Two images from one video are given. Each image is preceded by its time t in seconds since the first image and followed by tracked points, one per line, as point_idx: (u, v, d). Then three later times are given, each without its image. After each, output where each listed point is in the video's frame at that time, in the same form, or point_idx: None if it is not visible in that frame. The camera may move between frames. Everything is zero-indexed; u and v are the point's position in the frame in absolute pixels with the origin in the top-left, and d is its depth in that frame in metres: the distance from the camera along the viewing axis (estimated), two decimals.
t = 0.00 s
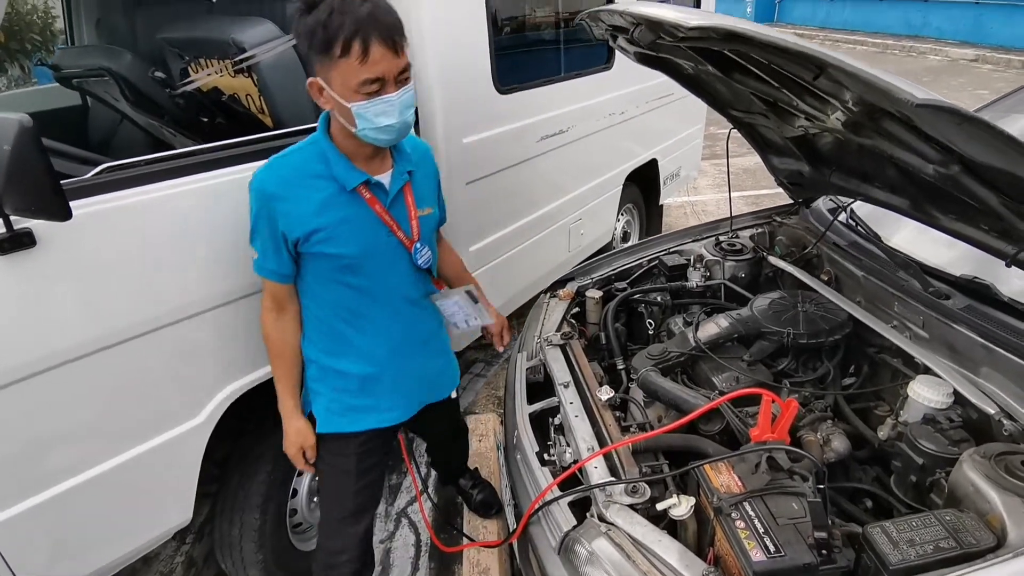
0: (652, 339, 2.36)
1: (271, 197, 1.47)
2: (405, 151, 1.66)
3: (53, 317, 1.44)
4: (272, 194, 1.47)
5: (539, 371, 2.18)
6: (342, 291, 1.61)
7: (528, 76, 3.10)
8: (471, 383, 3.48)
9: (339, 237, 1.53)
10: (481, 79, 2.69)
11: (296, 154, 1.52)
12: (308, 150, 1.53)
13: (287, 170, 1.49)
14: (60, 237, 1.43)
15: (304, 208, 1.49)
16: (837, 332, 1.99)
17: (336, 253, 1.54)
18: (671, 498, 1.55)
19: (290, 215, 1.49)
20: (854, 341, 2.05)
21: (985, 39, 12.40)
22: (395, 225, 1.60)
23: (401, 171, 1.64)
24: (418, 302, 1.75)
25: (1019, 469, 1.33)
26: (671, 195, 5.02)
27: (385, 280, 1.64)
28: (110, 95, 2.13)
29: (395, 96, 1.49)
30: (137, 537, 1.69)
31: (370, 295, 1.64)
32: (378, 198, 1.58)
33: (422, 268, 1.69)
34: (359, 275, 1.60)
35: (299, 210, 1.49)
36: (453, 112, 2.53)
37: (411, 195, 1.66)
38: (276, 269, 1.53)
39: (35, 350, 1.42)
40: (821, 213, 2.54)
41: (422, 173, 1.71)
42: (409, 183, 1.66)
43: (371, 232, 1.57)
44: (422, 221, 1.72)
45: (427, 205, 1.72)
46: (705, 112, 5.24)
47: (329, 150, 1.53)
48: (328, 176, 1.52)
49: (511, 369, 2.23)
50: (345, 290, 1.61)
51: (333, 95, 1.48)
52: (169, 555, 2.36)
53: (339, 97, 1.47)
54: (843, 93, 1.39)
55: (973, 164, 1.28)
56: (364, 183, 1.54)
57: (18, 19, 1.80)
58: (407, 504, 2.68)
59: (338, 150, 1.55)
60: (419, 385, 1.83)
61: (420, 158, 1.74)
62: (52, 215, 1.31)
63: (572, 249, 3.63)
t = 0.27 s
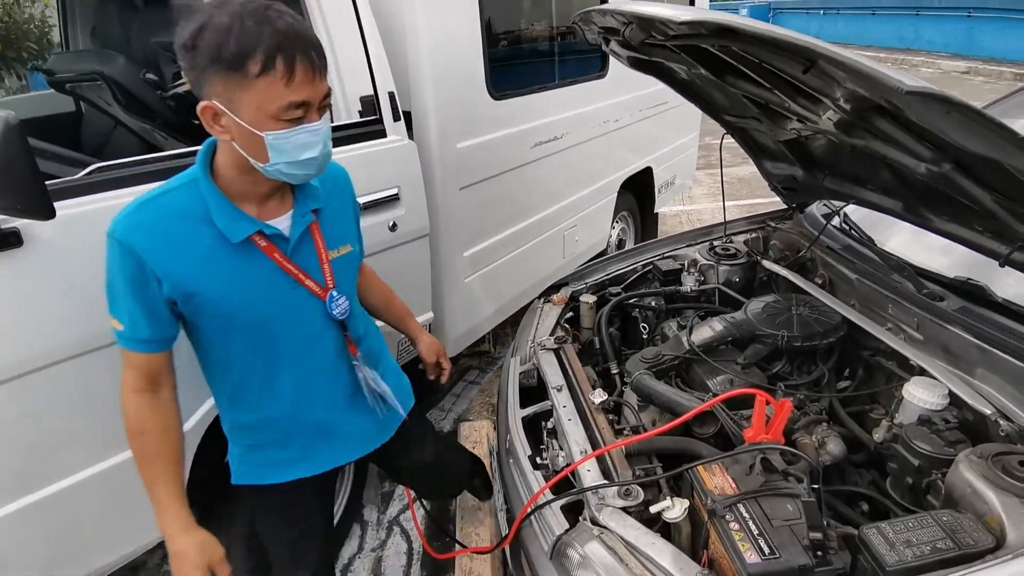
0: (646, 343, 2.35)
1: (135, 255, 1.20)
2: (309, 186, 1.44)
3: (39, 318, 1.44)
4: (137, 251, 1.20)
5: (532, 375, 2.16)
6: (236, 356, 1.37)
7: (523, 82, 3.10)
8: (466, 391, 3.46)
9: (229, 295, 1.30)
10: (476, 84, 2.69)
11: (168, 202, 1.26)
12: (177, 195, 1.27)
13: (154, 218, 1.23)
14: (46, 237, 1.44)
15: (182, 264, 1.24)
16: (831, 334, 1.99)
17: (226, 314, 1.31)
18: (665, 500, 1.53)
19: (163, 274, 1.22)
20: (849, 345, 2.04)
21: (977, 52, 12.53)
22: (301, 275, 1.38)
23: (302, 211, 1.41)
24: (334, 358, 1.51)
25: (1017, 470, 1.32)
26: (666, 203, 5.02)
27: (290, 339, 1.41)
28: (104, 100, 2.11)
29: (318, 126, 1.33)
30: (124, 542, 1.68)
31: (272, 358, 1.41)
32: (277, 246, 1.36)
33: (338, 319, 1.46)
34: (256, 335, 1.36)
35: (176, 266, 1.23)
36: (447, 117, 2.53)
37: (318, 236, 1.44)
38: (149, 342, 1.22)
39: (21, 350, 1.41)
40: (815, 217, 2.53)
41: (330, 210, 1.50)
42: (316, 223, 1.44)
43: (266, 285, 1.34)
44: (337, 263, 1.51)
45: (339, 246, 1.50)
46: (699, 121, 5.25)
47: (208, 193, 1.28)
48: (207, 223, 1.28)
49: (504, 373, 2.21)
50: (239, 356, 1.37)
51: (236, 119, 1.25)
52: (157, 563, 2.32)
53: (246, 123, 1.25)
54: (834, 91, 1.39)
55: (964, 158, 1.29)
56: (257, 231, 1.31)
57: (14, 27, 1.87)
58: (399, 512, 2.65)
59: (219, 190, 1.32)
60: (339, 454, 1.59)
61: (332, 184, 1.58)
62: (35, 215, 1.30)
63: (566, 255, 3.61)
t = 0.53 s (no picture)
0: (633, 333, 2.33)
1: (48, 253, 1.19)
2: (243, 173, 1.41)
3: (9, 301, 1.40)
4: (48, 250, 1.18)
5: (518, 365, 2.13)
6: (164, 353, 1.35)
7: (511, 72, 3.07)
8: (452, 384, 3.43)
9: (152, 289, 1.27)
10: (462, 72, 2.66)
11: (86, 198, 1.24)
12: (94, 187, 1.26)
13: (69, 215, 1.22)
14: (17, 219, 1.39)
15: (98, 259, 1.22)
16: (818, 322, 1.98)
17: (147, 310, 1.28)
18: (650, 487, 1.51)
19: (76, 271, 1.20)
20: (836, 334, 2.03)
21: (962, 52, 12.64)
22: (234, 267, 1.35)
23: (235, 199, 1.38)
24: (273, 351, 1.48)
25: (1006, 454, 1.30)
26: (655, 198, 5.01)
27: (221, 333, 1.38)
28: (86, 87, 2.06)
29: (243, 118, 1.28)
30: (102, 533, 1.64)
31: (203, 355, 1.39)
32: (206, 238, 1.33)
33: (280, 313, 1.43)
34: (184, 331, 1.34)
35: (90, 262, 1.21)
36: (432, 104, 2.49)
37: (255, 223, 1.41)
38: (63, 346, 1.20)
39: None
40: (802, 208, 2.52)
41: (269, 199, 1.47)
42: (252, 213, 1.40)
43: (192, 278, 1.31)
44: (279, 254, 1.47)
45: (280, 235, 1.47)
46: (688, 116, 5.25)
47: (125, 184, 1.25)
48: (126, 217, 1.26)
49: (490, 363, 2.18)
50: (168, 353, 1.35)
51: (149, 100, 1.19)
52: (133, 557, 2.31)
53: (161, 108, 1.20)
54: (820, 70, 1.37)
55: (949, 136, 1.29)
56: (180, 222, 1.29)
57: (10, 24, 1.85)
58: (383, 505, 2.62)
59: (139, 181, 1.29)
60: (284, 451, 1.56)
61: (277, 169, 1.54)
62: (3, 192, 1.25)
63: (554, 248, 3.59)
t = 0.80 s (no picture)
0: (610, 305, 2.32)
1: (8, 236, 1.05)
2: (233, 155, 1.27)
3: None
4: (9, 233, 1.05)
5: (494, 337, 2.11)
6: (140, 355, 1.20)
7: (490, 40, 3.01)
8: (430, 357, 3.41)
9: (125, 283, 1.12)
10: (440, 38, 2.58)
11: (50, 177, 1.09)
12: (62, 164, 1.10)
13: (31, 194, 1.07)
14: None
15: (64, 246, 1.08)
16: (792, 296, 1.98)
17: (122, 305, 1.13)
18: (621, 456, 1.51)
19: (39, 259, 1.06)
20: (810, 307, 2.04)
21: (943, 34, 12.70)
22: (221, 261, 1.21)
23: (224, 184, 1.23)
24: (261, 353, 1.33)
25: (972, 424, 1.32)
26: (636, 173, 4.99)
27: (203, 333, 1.23)
28: (56, 51, 2.01)
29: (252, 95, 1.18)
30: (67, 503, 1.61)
31: (185, 358, 1.23)
32: (193, 229, 1.19)
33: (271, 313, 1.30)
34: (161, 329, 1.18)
35: (53, 248, 1.07)
36: (409, 71, 2.42)
37: (245, 213, 1.26)
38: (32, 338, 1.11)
39: None
40: (780, 182, 2.52)
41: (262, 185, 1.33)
42: (243, 200, 1.26)
43: (172, 271, 1.16)
44: (271, 248, 1.33)
45: (271, 226, 1.33)
46: (670, 91, 5.21)
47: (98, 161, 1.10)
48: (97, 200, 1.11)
49: (465, 334, 2.16)
50: (143, 355, 1.20)
51: (153, 71, 1.07)
52: (104, 528, 2.28)
53: (167, 78, 1.08)
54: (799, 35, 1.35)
55: (929, 101, 1.28)
56: (164, 210, 1.14)
57: None
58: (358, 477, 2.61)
59: (116, 160, 1.14)
60: (269, 456, 1.38)
61: (268, 151, 1.39)
62: None
63: (534, 222, 3.57)
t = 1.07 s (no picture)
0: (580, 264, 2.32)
1: (29, 186, 0.88)
2: (313, 149, 1.12)
3: None
4: (29, 181, 0.88)
5: (464, 295, 2.10)
6: (163, 356, 1.05)
7: None
8: (400, 317, 3.38)
9: (161, 279, 0.97)
10: None
11: (83, 128, 0.92)
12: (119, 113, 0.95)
13: (62, 146, 0.90)
14: None
15: (97, 214, 0.92)
16: (759, 256, 2.00)
17: (154, 300, 0.99)
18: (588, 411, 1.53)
19: (61, 230, 0.91)
20: (776, 267, 2.07)
21: None
22: (280, 267, 1.08)
23: (299, 177, 1.10)
24: (292, 371, 1.21)
25: (924, 377, 1.37)
26: (610, 134, 4.95)
27: (238, 359, 1.11)
28: None
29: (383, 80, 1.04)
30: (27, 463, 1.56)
31: (215, 363, 1.09)
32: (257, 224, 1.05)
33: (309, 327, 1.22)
34: (195, 336, 1.06)
35: (83, 221, 0.91)
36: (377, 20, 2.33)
37: (310, 217, 1.14)
38: (32, 313, 0.95)
39: None
40: (752, 142, 2.53)
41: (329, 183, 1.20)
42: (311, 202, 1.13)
43: (220, 272, 1.03)
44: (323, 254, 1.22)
45: (327, 231, 1.21)
46: (646, 50, 5.13)
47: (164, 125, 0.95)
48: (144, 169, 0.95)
49: (434, 292, 2.14)
50: (167, 355, 1.05)
51: (289, 49, 0.91)
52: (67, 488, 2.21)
53: (309, 63, 0.93)
54: None
55: (899, 59, 1.28)
56: (237, 202, 1.00)
57: None
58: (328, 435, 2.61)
59: (192, 130, 0.98)
60: (271, 487, 1.25)
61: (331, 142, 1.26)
62: None
63: (506, 181, 3.53)
